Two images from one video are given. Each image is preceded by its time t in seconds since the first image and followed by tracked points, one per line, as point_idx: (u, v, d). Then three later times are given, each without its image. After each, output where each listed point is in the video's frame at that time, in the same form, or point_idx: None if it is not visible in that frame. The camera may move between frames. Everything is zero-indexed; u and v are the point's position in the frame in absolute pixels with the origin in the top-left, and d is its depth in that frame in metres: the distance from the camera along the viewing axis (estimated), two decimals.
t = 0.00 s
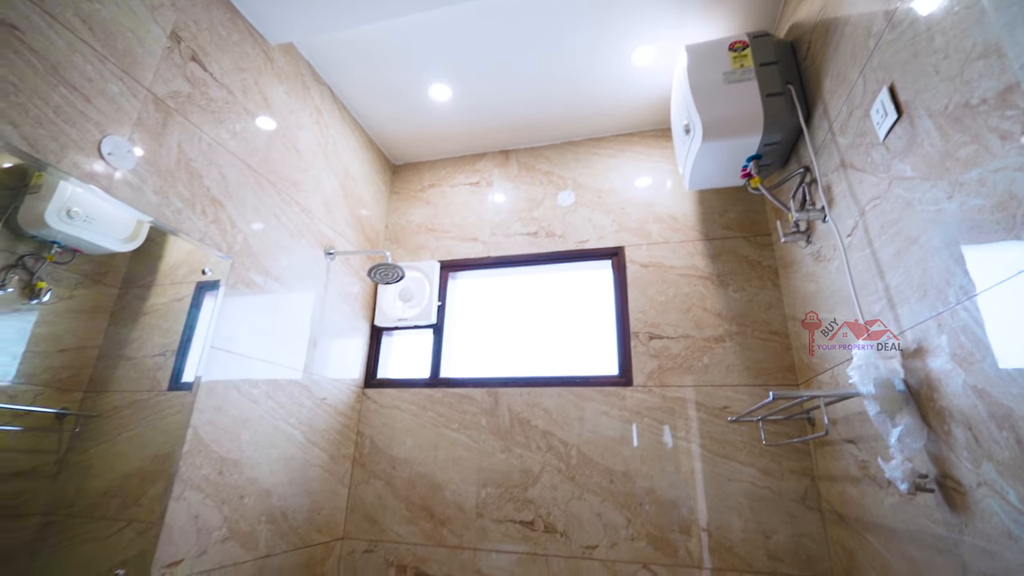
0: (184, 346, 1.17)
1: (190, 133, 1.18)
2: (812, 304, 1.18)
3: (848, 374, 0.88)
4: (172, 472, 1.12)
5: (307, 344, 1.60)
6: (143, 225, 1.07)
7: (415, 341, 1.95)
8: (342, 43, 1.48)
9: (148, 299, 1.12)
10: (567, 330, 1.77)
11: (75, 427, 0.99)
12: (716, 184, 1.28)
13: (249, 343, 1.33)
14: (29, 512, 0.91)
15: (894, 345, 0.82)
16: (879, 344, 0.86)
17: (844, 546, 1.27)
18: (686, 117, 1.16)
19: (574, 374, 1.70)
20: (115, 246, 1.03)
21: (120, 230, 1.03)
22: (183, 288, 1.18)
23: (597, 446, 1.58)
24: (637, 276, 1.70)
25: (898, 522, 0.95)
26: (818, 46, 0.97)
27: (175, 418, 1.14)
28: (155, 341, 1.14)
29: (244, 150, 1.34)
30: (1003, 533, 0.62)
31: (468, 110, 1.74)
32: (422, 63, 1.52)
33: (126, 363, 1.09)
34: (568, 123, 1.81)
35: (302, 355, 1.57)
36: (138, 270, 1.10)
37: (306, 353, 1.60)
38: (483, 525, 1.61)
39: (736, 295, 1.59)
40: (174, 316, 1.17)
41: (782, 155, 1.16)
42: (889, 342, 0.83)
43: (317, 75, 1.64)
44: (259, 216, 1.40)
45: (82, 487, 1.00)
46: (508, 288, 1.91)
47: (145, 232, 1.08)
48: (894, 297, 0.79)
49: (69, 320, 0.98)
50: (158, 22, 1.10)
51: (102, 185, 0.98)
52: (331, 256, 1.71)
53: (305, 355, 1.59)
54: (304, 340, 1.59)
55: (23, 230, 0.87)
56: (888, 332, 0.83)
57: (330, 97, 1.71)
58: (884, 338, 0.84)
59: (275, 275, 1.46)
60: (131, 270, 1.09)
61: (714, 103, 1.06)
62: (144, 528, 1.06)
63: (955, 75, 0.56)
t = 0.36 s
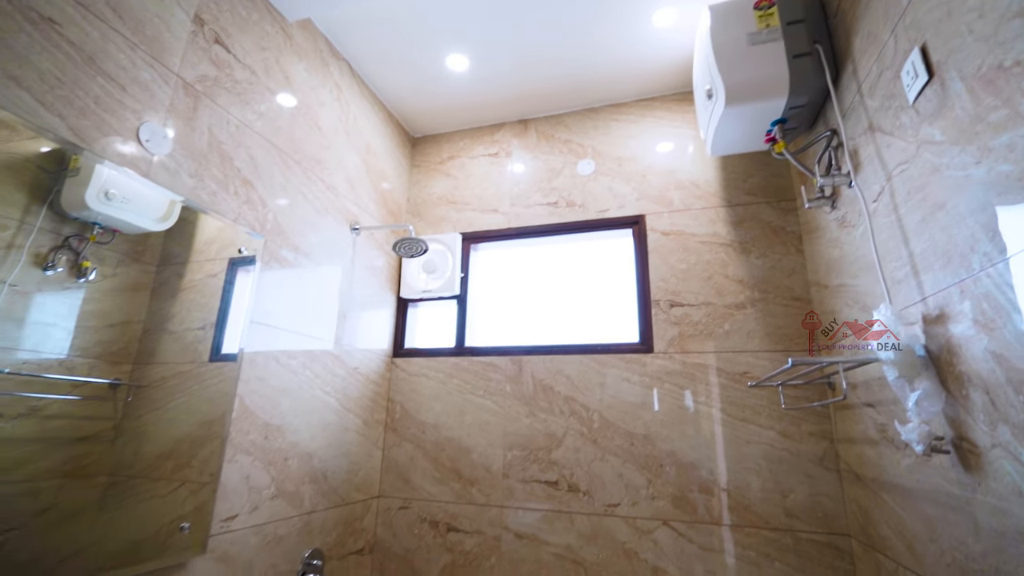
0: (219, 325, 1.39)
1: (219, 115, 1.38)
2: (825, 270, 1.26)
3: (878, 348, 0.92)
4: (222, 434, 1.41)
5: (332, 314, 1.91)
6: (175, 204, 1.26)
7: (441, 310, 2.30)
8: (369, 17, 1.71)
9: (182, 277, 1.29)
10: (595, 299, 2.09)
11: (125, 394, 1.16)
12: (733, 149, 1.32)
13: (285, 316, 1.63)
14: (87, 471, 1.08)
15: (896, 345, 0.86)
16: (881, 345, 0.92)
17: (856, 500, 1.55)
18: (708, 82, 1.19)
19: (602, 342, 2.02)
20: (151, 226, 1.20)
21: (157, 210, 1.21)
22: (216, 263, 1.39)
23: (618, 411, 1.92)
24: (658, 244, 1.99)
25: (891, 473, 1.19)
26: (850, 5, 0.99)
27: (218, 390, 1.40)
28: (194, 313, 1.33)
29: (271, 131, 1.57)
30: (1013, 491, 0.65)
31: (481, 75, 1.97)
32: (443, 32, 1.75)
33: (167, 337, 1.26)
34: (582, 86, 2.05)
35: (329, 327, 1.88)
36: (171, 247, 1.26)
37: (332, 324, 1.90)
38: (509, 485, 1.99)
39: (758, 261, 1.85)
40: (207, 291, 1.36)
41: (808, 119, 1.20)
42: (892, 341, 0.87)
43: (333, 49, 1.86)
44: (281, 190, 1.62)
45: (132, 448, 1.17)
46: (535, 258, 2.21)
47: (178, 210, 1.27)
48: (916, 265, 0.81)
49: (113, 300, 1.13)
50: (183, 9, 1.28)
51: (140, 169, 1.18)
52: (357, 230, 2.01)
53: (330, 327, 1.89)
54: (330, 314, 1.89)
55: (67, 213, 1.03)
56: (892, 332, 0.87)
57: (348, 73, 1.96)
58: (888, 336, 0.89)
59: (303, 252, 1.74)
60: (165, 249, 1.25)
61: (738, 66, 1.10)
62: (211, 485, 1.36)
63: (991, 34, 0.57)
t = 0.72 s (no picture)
0: (252, 296, 1.64)
1: (246, 96, 1.60)
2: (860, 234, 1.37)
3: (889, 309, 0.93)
4: (263, 400, 1.67)
5: (360, 289, 2.13)
6: (204, 183, 1.46)
7: (464, 280, 2.53)
8: None
9: (215, 253, 1.52)
10: (618, 269, 2.29)
11: (176, 366, 1.39)
12: (755, 111, 1.49)
13: (310, 291, 1.86)
14: (150, 433, 1.32)
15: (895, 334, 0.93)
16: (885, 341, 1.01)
17: (873, 462, 1.73)
18: (733, 45, 1.34)
19: (625, 311, 2.22)
20: (184, 203, 1.41)
21: (189, 189, 1.42)
22: (245, 239, 1.62)
23: (639, 377, 2.12)
24: (680, 212, 2.17)
25: (904, 435, 1.37)
26: None
27: (254, 360, 1.64)
28: (227, 288, 1.58)
29: (293, 109, 1.78)
30: None
31: (504, 46, 2.18)
32: (461, 5, 1.95)
33: (205, 311, 1.50)
34: (598, 51, 2.25)
35: (356, 299, 2.10)
36: (204, 223, 1.48)
37: (358, 296, 2.12)
38: (533, 448, 2.20)
39: (780, 228, 2.03)
40: (240, 267, 1.61)
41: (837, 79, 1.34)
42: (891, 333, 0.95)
43: (351, 23, 2.07)
44: (305, 165, 1.84)
45: (186, 414, 1.41)
46: (559, 227, 2.42)
47: (207, 188, 1.47)
48: (941, 231, 0.89)
49: (154, 274, 1.34)
50: None
51: (177, 153, 1.39)
52: (380, 204, 2.24)
53: (357, 299, 2.11)
54: (356, 287, 2.11)
55: (105, 193, 1.22)
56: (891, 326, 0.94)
57: (365, 45, 2.17)
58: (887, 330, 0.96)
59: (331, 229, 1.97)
60: (198, 225, 1.46)
61: (762, 31, 1.25)
62: (254, 446, 1.63)
63: None
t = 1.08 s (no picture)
0: (279, 269, 1.75)
1: (268, 73, 1.70)
2: (896, 198, 1.43)
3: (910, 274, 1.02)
4: (296, 368, 1.80)
5: (384, 261, 2.25)
6: (229, 158, 1.55)
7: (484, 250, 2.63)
8: None
9: (243, 227, 1.62)
10: (639, 237, 2.34)
11: (212, 337, 1.51)
12: (781, 73, 1.51)
13: (336, 263, 1.97)
14: (194, 398, 1.45)
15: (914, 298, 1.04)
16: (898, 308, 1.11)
17: (889, 425, 1.75)
18: (758, 7, 1.37)
19: (645, 279, 2.27)
20: (210, 178, 1.49)
21: (215, 166, 1.50)
22: (271, 213, 1.73)
23: (657, 343, 2.18)
24: (701, 179, 2.18)
25: (923, 399, 1.40)
26: None
27: (284, 330, 1.76)
28: (256, 261, 1.69)
29: (314, 83, 1.88)
30: None
31: (520, 11, 2.20)
32: None
33: (237, 282, 1.60)
34: (617, 14, 2.24)
35: (381, 270, 2.22)
36: (230, 198, 1.57)
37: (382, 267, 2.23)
38: (554, 412, 2.30)
39: (804, 193, 2.02)
40: (268, 241, 1.72)
41: (863, 40, 1.34)
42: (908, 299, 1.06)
43: None
44: (328, 139, 1.96)
45: (224, 381, 1.54)
46: (574, 195, 2.50)
47: (232, 163, 1.56)
48: (967, 196, 0.94)
49: (187, 249, 1.43)
50: None
51: (209, 133, 1.51)
52: (400, 176, 2.35)
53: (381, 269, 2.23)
54: (381, 259, 2.22)
55: (137, 170, 1.30)
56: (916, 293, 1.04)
57: (382, 17, 2.23)
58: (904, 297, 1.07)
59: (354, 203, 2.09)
60: (224, 200, 1.55)
61: None
62: (290, 411, 1.77)
63: None
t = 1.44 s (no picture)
0: (304, 241, 1.81)
1: (291, 48, 1.74)
2: (928, 163, 1.43)
3: (937, 240, 1.06)
4: (323, 337, 1.88)
5: (405, 233, 2.30)
6: (252, 133, 1.59)
7: (504, 221, 2.67)
8: None
9: (268, 201, 1.67)
10: (659, 207, 2.33)
11: (244, 307, 1.60)
12: (811, 33, 1.49)
13: (359, 235, 2.02)
14: (229, 365, 1.55)
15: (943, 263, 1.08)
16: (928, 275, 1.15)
17: (910, 393, 1.76)
18: None
19: (664, 249, 2.27)
20: (234, 153, 1.53)
21: (239, 141, 1.54)
22: (295, 186, 1.77)
23: (676, 313, 2.20)
24: (725, 146, 2.15)
25: (945, 366, 1.41)
26: None
27: (311, 300, 1.84)
28: (281, 234, 1.74)
29: (336, 57, 1.92)
30: None
31: None
32: None
33: (265, 255, 1.68)
34: None
35: (404, 241, 2.28)
36: (256, 172, 1.62)
37: (405, 238, 2.29)
38: (574, 378, 2.36)
39: (831, 159, 1.98)
40: (293, 213, 1.77)
41: None
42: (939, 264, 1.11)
43: None
44: (349, 113, 1.99)
45: (256, 349, 1.64)
46: (592, 164, 2.50)
47: (254, 138, 1.60)
48: (1001, 161, 0.97)
49: (213, 223, 1.49)
50: None
51: (236, 110, 1.56)
52: (421, 148, 2.38)
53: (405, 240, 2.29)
54: (403, 230, 2.28)
55: (165, 146, 1.35)
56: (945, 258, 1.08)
57: None
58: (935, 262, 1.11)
59: (377, 175, 2.14)
60: (250, 174, 1.60)
61: None
62: (321, 377, 1.87)
63: None
